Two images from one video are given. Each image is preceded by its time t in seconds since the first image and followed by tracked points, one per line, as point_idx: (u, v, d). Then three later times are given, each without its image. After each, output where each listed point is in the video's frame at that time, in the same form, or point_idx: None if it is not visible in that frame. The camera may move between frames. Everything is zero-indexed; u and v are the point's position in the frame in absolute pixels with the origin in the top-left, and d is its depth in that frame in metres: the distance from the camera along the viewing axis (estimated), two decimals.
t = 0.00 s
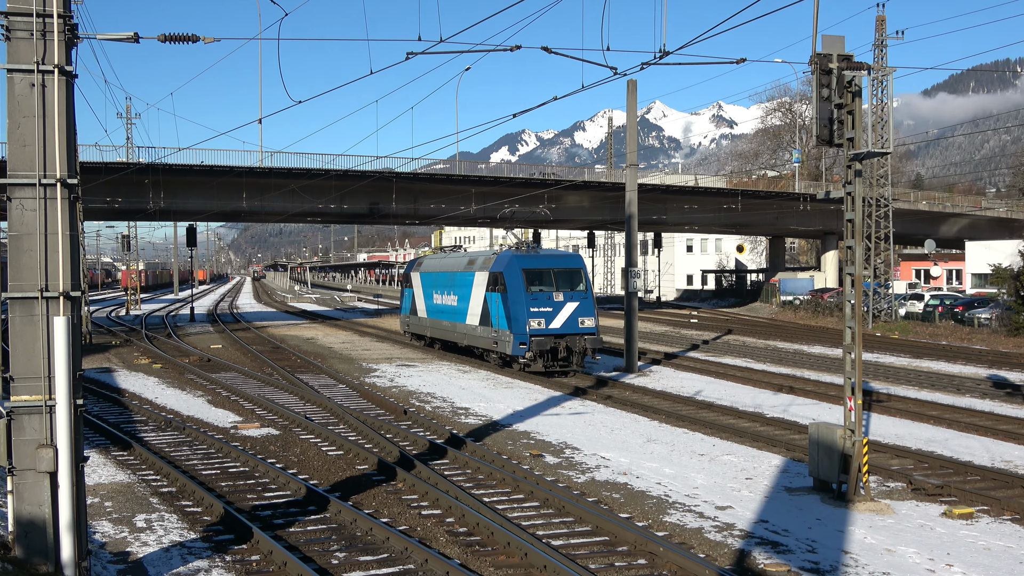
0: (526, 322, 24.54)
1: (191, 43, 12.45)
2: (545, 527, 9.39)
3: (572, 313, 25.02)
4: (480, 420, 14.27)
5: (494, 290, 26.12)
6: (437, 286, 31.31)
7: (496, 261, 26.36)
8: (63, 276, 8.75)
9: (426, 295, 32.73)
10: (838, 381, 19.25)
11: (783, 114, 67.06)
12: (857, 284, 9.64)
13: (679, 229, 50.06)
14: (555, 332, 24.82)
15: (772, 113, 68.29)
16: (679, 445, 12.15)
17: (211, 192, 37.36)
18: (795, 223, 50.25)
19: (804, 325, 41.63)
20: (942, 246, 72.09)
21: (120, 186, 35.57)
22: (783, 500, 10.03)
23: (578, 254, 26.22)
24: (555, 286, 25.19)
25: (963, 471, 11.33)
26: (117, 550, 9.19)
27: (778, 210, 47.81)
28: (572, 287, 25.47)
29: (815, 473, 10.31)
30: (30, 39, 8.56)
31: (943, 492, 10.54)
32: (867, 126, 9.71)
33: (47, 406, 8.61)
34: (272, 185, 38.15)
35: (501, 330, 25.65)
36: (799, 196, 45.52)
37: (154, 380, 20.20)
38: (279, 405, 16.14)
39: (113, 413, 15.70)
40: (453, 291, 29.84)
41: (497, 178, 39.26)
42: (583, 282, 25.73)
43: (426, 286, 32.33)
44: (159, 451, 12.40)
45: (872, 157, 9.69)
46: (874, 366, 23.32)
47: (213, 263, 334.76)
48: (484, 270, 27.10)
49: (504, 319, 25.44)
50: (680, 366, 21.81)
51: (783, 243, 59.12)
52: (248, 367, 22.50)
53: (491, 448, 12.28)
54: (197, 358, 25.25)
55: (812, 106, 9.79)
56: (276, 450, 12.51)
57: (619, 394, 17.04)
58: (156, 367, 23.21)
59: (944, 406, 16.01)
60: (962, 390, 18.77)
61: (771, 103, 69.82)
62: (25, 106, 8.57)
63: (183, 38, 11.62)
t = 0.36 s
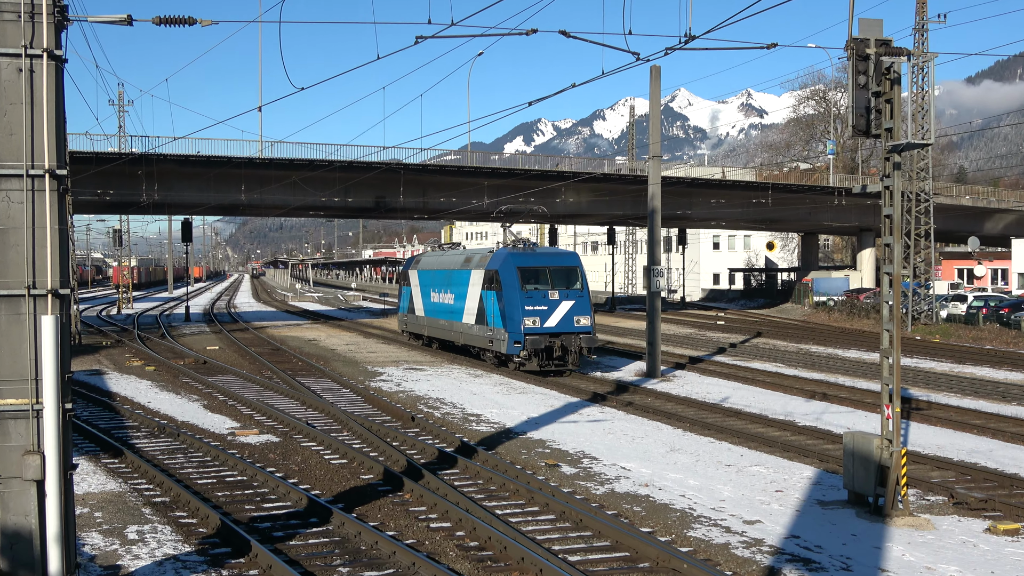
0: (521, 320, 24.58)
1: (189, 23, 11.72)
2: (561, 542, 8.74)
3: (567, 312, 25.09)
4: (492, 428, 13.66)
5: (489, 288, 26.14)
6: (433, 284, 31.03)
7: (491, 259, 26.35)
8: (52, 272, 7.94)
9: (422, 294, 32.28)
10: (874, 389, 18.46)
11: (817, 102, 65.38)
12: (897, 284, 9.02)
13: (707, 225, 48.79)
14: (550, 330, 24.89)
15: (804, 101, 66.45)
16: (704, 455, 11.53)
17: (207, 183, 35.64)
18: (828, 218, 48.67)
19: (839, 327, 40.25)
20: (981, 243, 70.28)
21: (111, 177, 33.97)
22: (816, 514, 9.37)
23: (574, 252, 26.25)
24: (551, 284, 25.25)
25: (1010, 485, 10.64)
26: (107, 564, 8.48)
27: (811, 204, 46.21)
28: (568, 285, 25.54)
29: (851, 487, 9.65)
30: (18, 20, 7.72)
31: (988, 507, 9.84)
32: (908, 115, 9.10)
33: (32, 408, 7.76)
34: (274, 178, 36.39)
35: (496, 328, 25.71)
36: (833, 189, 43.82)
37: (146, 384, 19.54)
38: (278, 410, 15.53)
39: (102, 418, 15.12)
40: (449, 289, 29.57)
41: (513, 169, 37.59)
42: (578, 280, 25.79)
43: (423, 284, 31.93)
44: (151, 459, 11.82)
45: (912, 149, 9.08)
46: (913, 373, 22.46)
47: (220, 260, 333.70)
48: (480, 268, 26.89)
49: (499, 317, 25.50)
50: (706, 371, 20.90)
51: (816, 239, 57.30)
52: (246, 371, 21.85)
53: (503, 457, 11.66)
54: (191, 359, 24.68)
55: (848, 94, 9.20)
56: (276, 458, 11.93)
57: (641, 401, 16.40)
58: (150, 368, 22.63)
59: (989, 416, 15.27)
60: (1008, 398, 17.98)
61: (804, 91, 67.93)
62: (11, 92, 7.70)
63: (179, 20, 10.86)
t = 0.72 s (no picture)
0: (524, 320, 24.10)
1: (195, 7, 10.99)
2: (588, 562, 8.03)
3: (571, 311, 24.60)
4: (514, 438, 12.96)
5: (493, 287, 25.68)
6: (438, 282, 30.35)
7: (494, 258, 25.89)
8: (44, 268, 7.25)
9: (427, 292, 31.55)
10: (929, 398, 17.52)
11: (868, 87, 62.81)
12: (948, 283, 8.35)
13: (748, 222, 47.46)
14: (554, 331, 24.39)
15: (854, 86, 63.62)
16: (742, 470, 10.81)
17: (208, 175, 34.02)
18: (877, 213, 46.59)
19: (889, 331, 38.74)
20: None
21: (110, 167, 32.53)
22: (865, 534, 8.62)
23: (580, 250, 25.74)
24: (554, 283, 24.77)
25: None
26: None
27: (860, 198, 44.21)
28: (572, 284, 25.05)
29: (901, 504, 8.93)
30: None
31: None
32: (966, 103, 8.42)
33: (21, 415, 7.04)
34: (277, 164, 34.53)
35: (498, 328, 25.25)
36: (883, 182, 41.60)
37: (143, 389, 18.89)
38: (284, 418, 14.87)
39: (96, 426, 14.50)
40: (452, 287, 29.00)
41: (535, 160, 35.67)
42: (583, 279, 25.28)
43: (428, 282, 31.24)
44: (147, 469, 11.19)
45: (969, 139, 8.38)
46: (969, 382, 21.39)
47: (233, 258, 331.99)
48: (484, 266, 26.46)
49: (501, 316, 25.04)
50: (744, 378, 20.01)
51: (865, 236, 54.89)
52: (249, 375, 21.16)
53: (525, 470, 10.97)
54: (191, 362, 24.05)
55: (902, 80, 8.53)
56: (281, 469, 11.27)
57: (674, 410, 15.67)
58: (145, 372, 21.92)
59: None
60: None
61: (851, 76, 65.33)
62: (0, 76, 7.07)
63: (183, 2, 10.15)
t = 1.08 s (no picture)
0: (529, 315, 23.69)
1: None
2: None
3: (578, 306, 24.16)
4: (537, 445, 12.36)
5: (497, 281, 25.26)
6: (444, 276, 29.77)
7: (499, 251, 25.43)
8: (37, 259, 6.69)
9: (433, 285, 30.95)
10: (987, 402, 16.85)
11: (922, 66, 60.35)
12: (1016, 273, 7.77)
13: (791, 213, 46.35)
14: (560, 325, 23.98)
15: (907, 64, 61.00)
16: (784, 479, 10.24)
17: (211, 161, 32.90)
18: (931, 202, 44.71)
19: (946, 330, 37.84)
20: None
21: (105, 152, 31.45)
22: (917, 549, 8.00)
23: (587, 243, 25.23)
24: (560, 277, 24.32)
25: None
26: None
27: (913, 184, 42.44)
28: (579, 278, 24.58)
29: (955, 516, 8.32)
30: None
31: None
32: None
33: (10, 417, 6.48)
34: (285, 150, 33.36)
35: (503, 323, 24.83)
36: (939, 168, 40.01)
37: (142, 391, 18.30)
38: (292, 422, 14.27)
39: (92, 430, 13.93)
40: (458, 281, 28.48)
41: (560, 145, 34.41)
42: (590, 272, 24.79)
43: (434, 276, 30.65)
44: (146, 476, 10.63)
45: None
46: None
47: (240, 251, 330.36)
48: (489, 260, 25.98)
49: (506, 311, 24.62)
50: (786, 380, 19.44)
51: (918, 227, 53.08)
52: (255, 376, 20.58)
53: (550, 478, 10.39)
54: (193, 361, 23.44)
55: (960, 59, 8.35)
56: (289, 477, 10.68)
57: (712, 414, 15.11)
58: (145, 373, 21.30)
59: None
60: None
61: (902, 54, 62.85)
62: None
63: None
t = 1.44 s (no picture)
0: (536, 304, 23.37)
1: None
2: None
3: (585, 295, 23.86)
4: (562, 445, 11.86)
5: (503, 269, 24.87)
6: (451, 264, 29.24)
7: (504, 238, 25.02)
8: (29, 247, 6.17)
9: (441, 273, 30.42)
10: None
11: (977, 41, 58.14)
12: None
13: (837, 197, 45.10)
14: (567, 315, 23.67)
15: (961, 38, 58.84)
16: (828, 483, 9.73)
17: (214, 142, 32.37)
18: (987, 186, 42.84)
19: (1002, 323, 36.66)
20: None
21: (101, 133, 30.99)
22: (974, 558, 7.46)
23: (595, 231, 24.85)
24: (567, 265, 23.97)
25: None
26: None
27: (967, 165, 40.92)
28: (586, 266, 24.23)
29: (1015, 523, 7.76)
30: None
31: None
32: None
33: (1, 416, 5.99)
34: (294, 132, 32.80)
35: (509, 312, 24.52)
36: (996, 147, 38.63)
37: (140, 388, 17.79)
38: (301, 421, 13.75)
39: (90, 430, 13.42)
40: (464, 270, 28.03)
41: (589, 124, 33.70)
42: (598, 260, 24.44)
43: (442, 264, 30.11)
44: (147, 478, 10.15)
45: None
46: None
47: (254, 241, 329.06)
48: (495, 248, 25.55)
49: (512, 299, 24.30)
50: (830, 376, 18.87)
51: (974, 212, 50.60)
52: (261, 372, 20.08)
53: (576, 481, 9.90)
54: (195, 356, 22.94)
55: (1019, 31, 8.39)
56: (299, 480, 10.19)
57: (750, 413, 14.64)
58: (146, 368, 20.76)
59: None
60: None
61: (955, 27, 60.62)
62: None
63: None
